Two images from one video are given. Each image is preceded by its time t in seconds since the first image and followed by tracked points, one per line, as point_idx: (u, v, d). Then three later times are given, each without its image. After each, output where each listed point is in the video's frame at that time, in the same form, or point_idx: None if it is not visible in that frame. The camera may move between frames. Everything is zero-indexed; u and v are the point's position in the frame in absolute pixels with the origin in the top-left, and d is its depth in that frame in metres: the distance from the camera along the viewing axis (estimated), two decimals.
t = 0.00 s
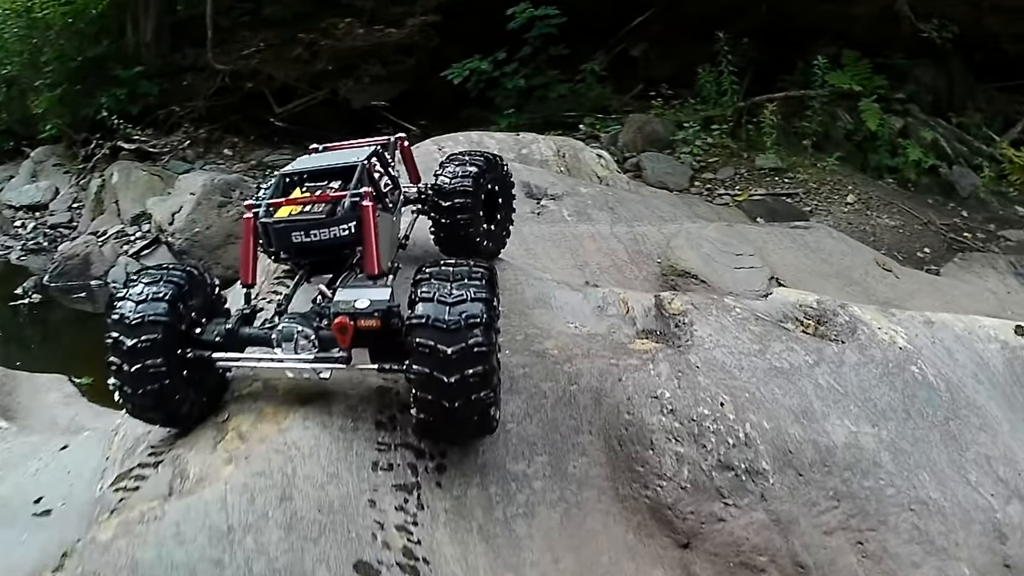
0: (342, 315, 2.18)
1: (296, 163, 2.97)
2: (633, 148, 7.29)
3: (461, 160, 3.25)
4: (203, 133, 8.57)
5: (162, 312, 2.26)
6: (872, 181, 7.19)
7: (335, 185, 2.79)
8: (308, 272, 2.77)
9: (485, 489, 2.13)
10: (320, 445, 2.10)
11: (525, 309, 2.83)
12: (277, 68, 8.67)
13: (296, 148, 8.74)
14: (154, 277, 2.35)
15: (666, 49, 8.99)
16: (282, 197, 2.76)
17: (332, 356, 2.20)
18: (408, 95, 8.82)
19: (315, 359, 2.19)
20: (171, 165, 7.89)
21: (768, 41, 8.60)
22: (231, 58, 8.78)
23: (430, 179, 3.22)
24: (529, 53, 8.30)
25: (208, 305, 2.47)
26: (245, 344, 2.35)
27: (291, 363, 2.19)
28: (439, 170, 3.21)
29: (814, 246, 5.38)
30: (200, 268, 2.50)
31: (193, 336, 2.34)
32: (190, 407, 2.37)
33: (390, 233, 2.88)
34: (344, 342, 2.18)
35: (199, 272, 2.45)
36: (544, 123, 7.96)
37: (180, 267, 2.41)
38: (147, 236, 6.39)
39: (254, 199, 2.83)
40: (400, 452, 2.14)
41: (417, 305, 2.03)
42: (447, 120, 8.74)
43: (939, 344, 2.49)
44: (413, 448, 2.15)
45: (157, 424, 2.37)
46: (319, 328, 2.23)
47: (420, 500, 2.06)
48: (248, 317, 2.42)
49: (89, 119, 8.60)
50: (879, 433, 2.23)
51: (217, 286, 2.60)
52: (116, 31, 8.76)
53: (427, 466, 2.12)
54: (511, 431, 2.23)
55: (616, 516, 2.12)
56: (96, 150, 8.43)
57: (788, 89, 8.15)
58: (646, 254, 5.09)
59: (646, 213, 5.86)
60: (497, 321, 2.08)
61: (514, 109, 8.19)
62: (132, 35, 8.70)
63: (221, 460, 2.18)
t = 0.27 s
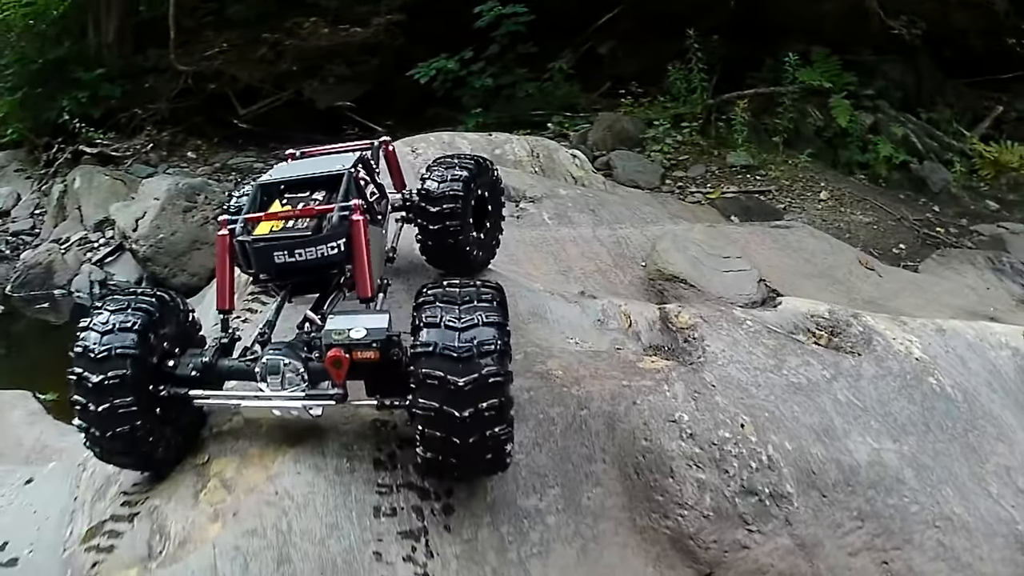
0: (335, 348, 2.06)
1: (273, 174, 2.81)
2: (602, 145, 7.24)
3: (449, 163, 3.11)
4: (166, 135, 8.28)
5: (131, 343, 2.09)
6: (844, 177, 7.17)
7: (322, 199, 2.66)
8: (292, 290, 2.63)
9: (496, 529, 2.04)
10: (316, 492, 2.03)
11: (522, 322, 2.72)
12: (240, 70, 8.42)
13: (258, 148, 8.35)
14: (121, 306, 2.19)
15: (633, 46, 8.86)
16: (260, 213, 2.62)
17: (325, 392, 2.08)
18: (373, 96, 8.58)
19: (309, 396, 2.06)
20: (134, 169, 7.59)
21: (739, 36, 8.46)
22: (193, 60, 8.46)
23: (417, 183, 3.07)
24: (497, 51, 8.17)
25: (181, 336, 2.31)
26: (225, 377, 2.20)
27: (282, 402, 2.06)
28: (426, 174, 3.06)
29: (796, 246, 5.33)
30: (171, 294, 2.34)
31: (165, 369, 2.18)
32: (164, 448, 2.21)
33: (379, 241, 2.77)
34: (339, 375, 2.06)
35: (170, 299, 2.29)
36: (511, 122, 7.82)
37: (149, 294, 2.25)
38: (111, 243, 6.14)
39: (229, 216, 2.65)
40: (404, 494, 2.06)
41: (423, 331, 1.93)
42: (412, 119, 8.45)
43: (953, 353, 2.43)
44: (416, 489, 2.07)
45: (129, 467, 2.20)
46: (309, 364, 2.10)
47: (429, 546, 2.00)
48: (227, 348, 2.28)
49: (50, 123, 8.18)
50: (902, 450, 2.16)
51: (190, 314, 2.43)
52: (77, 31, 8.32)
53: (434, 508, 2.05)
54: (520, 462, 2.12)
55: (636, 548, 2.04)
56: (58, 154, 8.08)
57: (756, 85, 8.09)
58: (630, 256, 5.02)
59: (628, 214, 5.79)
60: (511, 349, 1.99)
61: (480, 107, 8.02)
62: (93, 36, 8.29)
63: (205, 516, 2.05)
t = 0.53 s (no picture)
0: (341, 365, 1.94)
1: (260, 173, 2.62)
2: (579, 143, 7.13)
3: (448, 159, 3.00)
4: (135, 138, 7.92)
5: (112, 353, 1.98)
6: (822, 173, 7.16)
7: (316, 198, 2.52)
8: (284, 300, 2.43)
9: (517, 563, 1.94)
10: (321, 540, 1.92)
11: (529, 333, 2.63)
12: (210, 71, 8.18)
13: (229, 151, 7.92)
14: (103, 316, 2.08)
15: (607, 44, 8.69)
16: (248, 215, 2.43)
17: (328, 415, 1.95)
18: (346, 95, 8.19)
19: (309, 422, 1.93)
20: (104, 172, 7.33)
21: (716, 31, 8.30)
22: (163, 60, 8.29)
23: (414, 181, 2.95)
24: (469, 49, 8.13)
25: (167, 356, 2.18)
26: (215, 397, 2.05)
27: (279, 428, 1.92)
28: (423, 172, 2.94)
29: (784, 244, 5.30)
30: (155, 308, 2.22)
31: (150, 388, 2.06)
32: (149, 475, 2.07)
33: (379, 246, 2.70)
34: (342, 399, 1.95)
35: (155, 311, 2.18)
36: (484, 121, 7.70)
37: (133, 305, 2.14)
38: (81, 249, 5.93)
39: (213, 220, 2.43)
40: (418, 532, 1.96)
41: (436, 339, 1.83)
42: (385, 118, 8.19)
43: (970, 355, 2.41)
44: (430, 523, 1.98)
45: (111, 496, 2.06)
46: (311, 381, 1.98)
47: None
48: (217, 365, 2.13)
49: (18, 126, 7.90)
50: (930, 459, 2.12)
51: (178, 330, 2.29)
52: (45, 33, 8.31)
53: (450, 546, 1.95)
54: (538, 489, 2.04)
55: None
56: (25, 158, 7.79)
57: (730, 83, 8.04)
58: (619, 257, 4.90)
59: (615, 214, 5.72)
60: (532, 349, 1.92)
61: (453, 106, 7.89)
62: (62, 39, 8.21)
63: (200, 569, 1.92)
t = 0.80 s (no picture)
0: (346, 359, 1.84)
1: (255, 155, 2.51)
2: (556, 141, 7.06)
3: (452, 147, 2.92)
4: (106, 139, 7.70)
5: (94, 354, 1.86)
6: (799, 169, 7.14)
7: (315, 179, 2.41)
8: (283, 289, 2.29)
9: None
10: None
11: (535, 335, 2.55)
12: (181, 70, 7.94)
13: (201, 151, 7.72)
14: (85, 313, 1.96)
15: (581, 42, 8.60)
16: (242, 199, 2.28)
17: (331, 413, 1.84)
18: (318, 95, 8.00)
19: (312, 420, 1.83)
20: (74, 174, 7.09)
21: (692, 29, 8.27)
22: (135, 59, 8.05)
23: (416, 170, 2.88)
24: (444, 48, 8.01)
25: (155, 353, 2.07)
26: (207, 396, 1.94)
27: (279, 427, 1.82)
28: (426, 160, 2.87)
29: (772, 240, 5.27)
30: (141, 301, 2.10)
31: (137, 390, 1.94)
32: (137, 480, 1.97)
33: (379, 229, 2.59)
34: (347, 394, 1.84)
35: (141, 306, 2.06)
36: (460, 120, 7.57)
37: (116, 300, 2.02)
38: (50, 253, 5.72)
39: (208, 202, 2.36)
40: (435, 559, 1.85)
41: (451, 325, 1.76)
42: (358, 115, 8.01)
43: (986, 352, 2.40)
44: (446, 552, 1.86)
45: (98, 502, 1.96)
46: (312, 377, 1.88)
47: None
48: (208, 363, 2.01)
49: None
50: (953, 460, 2.11)
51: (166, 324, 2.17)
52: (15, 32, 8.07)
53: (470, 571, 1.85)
54: (558, 506, 1.96)
55: None
56: None
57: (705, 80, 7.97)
58: (608, 255, 4.76)
59: (602, 211, 5.65)
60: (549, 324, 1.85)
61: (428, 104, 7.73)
62: (30, 39, 7.95)
63: None
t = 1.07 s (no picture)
0: (349, 338, 1.76)
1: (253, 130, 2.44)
2: (535, 136, 7.00)
3: (451, 133, 2.87)
4: (80, 140, 7.64)
5: (84, 336, 1.76)
6: (779, 163, 7.14)
7: (314, 155, 2.33)
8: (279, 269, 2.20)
9: None
10: None
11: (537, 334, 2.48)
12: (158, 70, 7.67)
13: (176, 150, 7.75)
14: (71, 292, 1.85)
15: (558, 37, 8.51)
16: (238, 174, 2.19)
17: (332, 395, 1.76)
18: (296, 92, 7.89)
19: (313, 401, 1.74)
20: (48, 176, 6.91)
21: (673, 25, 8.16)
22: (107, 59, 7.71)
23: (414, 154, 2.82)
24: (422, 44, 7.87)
25: (144, 336, 1.97)
26: (201, 379, 1.85)
27: (277, 408, 1.73)
28: (424, 144, 2.81)
29: (759, 233, 5.24)
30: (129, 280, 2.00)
31: (128, 374, 1.85)
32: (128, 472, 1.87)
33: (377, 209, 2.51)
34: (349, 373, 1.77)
35: (130, 284, 1.96)
36: (438, 116, 7.48)
37: (103, 277, 1.92)
38: (24, 256, 5.55)
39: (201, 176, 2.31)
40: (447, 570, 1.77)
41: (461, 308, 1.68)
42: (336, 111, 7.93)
43: (994, 341, 2.39)
44: (453, 568, 1.78)
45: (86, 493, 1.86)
46: (312, 357, 1.79)
47: None
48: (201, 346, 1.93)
49: None
50: (968, 452, 2.11)
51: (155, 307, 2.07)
52: None
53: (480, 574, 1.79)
54: (569, 513, 1.90)
55: None
56: None
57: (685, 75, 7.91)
58: (596, 250, 4.70)
59: (589, 205, 5.59)
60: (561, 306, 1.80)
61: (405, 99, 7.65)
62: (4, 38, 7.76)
63: None
